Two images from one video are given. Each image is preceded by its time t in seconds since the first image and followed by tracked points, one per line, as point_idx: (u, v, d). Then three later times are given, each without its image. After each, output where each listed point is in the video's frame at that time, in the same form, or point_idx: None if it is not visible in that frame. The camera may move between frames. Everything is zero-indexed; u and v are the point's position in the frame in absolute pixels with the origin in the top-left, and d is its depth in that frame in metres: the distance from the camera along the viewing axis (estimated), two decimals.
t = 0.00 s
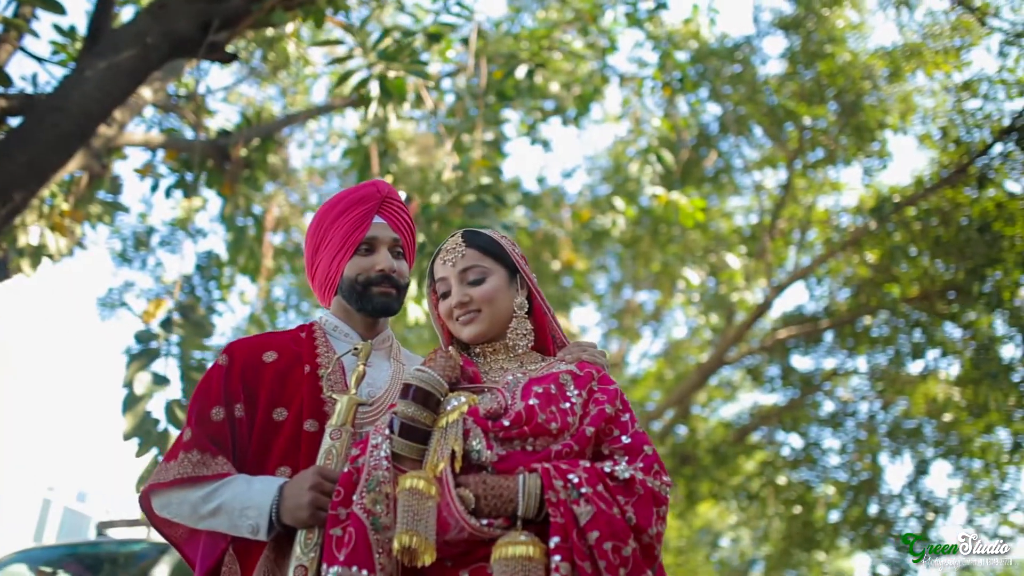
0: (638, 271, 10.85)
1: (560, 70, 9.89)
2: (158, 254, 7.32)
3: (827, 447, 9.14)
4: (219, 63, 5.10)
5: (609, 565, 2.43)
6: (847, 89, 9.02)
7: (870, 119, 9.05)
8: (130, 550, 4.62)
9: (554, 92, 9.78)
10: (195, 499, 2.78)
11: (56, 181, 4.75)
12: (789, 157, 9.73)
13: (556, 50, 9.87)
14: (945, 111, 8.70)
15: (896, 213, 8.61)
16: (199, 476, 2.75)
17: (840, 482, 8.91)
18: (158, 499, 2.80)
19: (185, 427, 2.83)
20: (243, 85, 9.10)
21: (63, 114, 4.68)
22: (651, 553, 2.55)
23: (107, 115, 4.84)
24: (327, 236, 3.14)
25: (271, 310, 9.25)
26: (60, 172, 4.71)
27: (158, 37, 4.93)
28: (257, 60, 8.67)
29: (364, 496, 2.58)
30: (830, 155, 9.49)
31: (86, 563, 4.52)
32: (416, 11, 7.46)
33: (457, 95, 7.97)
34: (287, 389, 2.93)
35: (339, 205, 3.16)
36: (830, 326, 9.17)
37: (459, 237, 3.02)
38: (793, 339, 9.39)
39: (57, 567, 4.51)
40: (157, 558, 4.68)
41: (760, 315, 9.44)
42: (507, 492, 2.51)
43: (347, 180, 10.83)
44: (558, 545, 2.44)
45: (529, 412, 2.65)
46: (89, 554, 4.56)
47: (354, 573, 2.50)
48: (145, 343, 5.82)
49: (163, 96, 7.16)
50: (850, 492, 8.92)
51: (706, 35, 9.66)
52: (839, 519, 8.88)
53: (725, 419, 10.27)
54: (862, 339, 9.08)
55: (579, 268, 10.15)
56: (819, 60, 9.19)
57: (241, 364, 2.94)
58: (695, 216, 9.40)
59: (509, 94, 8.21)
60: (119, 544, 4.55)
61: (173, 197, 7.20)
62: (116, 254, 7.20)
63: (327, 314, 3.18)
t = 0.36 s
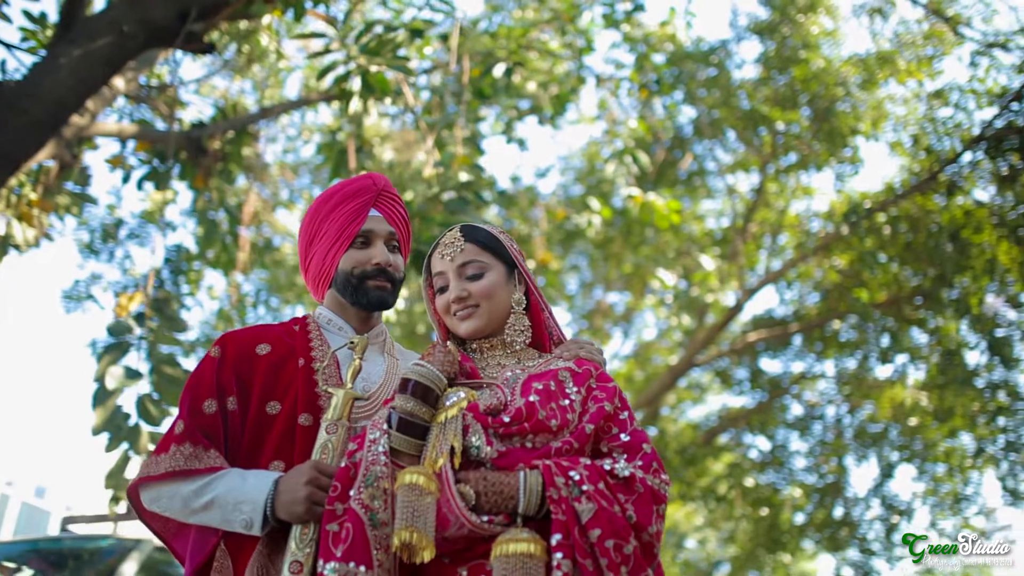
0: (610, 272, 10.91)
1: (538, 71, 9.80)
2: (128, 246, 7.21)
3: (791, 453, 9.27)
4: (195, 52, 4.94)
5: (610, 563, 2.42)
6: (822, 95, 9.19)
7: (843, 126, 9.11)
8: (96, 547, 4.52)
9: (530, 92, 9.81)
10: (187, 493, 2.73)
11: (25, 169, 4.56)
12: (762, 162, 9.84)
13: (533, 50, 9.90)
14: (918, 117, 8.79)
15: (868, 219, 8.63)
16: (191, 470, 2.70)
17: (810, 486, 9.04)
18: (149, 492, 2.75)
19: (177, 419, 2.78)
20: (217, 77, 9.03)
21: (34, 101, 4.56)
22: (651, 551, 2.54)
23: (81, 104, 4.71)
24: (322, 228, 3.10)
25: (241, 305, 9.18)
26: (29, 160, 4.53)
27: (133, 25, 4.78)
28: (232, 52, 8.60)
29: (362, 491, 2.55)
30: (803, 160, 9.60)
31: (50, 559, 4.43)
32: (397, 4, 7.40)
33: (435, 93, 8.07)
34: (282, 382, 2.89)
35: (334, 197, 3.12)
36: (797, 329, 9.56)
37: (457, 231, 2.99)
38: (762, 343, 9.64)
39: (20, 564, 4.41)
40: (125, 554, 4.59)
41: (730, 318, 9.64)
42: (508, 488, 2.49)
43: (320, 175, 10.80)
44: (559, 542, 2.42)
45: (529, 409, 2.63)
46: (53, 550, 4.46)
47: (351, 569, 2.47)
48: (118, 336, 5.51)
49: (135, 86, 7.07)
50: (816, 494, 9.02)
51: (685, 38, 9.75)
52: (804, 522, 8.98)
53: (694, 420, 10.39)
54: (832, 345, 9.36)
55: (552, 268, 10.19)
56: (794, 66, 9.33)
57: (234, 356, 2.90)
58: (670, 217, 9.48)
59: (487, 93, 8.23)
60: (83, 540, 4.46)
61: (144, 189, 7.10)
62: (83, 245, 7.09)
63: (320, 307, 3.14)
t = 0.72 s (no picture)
0: (579, 272, 10.93)
1: (513, 69, 9.79)
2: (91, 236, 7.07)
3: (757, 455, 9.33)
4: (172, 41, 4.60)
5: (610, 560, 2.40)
6: (793, 101, 9.38)
7: (813, 131, 9.39)
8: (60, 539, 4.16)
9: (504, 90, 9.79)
10: (176, 485, 2.68)
11: None
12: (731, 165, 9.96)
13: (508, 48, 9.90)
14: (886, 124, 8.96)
15: (835, 227, 8.82)
16: (182, 462, 2.65)
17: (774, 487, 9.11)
18: (138, 484, 2.70)
19: (167, 410, 2.73)
20: (186, 68, 8.92)
21: (2, 90, 4.38)
22: (649, 549, 2.53)
23: (50, 90, 4.53)
24: (316, 219, 3.06)
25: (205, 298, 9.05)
26: None
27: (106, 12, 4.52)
28: (202, 43, 8.49)
29: (359, 486, 2.52)
30: (772, 164, 9.72)
31: (8, 554, 4.06)
32: None
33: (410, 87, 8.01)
34: (274, 375, 2.84)
35: (328, 188, 3.08)
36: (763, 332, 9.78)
37: (453, 225, 2.96)
38: (728, 345, 9.81)
39: None
40: (88, 550, 4.19)
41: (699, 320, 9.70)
42: (508, 484, 2.47)
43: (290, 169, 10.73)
44: (560, 539, 2.41)
45: (528, 405, 2.61)
46: (10, 542, 4.12)
47: (348, 564, 2.43)
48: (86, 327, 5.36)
49: (103, 75, 6.94)
50: (780, 496, 9.09)
51: (659, 41, 9.81)
52: (767, 523, 9.05)
53: (660, 421, 10.44)
54: (797, 348, 9.54)
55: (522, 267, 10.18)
56: (765, 70, 9.41)
57: (226, 347, 2.85)
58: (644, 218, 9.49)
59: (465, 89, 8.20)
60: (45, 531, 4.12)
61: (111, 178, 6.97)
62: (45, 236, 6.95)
63: (312, 299, 3.10)
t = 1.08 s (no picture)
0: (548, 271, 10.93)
1: (489, 67, 9.76)
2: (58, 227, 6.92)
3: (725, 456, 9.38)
4: (145, 31, 4.48)
5: (614, 558, 2.39)
6: (764, 105, 9.60)
7: (785, 134, 9.63)
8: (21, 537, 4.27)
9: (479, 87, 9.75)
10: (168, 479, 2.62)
11: None
12: (703, 168, 10.12)
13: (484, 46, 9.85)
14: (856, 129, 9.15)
15: (807, 229, 8.78)
16: (175, 455, 2.60)
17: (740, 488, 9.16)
18: (129, 477, 2.64)
19: (160, 402, 2.67)
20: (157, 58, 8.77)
21: None
22: (650, 546, 2.52)
23: (21, 76, 4.42)
24: (311, 211, 3.01)
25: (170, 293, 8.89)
26: None
27: None
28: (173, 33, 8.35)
29: (358, 481, 2.48)
30: (744, 166, 9.96)
31: None
32: None
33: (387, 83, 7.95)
34: (269, 367, 2.80)
35: (324, 180, 3.03)
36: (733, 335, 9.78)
37: (452, 218, 2.93)
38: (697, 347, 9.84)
39: None
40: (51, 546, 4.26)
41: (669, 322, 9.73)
42: (510, 481, 2.44)
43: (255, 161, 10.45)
44: (564, 536, 2.38)
45: (530, 401, 2.58)
46: None
47: (347, 560, 2.40)
48: (55, 319, 5.23)
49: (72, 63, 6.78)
50: (746, 497, 9.16)
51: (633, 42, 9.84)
52: (734, 524, 9.09)
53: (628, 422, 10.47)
54: (766, 350, 9.59)
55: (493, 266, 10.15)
56: (738, 74, 9.59)
57: (220, 338, 2.80)
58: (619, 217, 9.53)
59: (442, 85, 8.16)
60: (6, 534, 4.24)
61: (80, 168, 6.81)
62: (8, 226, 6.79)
63: (305, 292, 3.05)
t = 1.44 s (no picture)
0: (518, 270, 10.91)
1: (465, 65, 9.74)
2: (22, 215, 6.74)
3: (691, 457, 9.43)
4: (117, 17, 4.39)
5: (617, 555, 2.37)
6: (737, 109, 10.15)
7: (756, 138, 10.16)
8: None
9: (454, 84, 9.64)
10: (160, 470, 2.57)
11: None
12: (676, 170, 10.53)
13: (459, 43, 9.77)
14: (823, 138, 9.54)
15: (777, 233, 8.90)
16: (168, 446, 2.54)
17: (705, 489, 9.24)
18: (118, 468, 2.58)
19: (152, 392, 2.61)
20: (126, 46, 8.62)
21: None
22: (650, 544, 2.51)
23: None
24: (307, 201, 2.97)
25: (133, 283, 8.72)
26: None
27: None
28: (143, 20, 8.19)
29: (357, 475, 2.44)
30: (715, 167, 10.51)
31: None
32: None
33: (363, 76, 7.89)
34: (263, 358, 2.75)
35: (321, 169, 2.99)
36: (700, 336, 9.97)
37: (450, 211, 2.90)
38: (664, 347, 9.90)
39: None
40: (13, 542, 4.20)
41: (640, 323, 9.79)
42: (512, 476, 2.42)
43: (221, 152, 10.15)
44: (566, 533, 2.36)
45: (530, 396, 2.56)
46: None
47: (345, 555, 2.36)
48: (21, 309, 5.10)
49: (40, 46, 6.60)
50: (710, 498, 9.24)
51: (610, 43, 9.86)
52: (698, 524, 9.17)
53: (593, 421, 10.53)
54: (734, 352, 9.84)
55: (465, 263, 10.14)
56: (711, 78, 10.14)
57: (213, 327, 2.75)
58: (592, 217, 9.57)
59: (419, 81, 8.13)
60: None
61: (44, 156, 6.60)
62: None
63: (299, 283, 3.00)
